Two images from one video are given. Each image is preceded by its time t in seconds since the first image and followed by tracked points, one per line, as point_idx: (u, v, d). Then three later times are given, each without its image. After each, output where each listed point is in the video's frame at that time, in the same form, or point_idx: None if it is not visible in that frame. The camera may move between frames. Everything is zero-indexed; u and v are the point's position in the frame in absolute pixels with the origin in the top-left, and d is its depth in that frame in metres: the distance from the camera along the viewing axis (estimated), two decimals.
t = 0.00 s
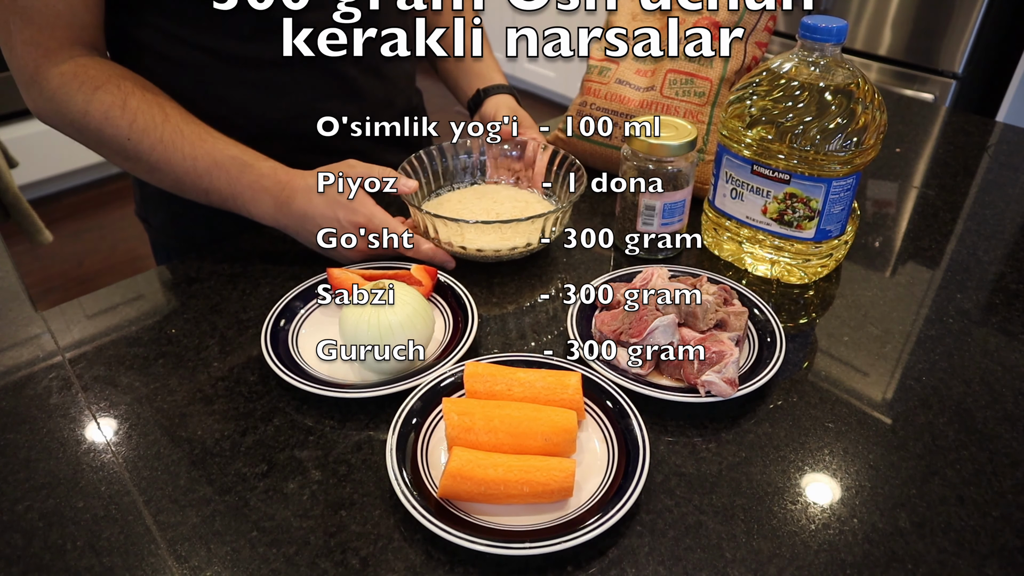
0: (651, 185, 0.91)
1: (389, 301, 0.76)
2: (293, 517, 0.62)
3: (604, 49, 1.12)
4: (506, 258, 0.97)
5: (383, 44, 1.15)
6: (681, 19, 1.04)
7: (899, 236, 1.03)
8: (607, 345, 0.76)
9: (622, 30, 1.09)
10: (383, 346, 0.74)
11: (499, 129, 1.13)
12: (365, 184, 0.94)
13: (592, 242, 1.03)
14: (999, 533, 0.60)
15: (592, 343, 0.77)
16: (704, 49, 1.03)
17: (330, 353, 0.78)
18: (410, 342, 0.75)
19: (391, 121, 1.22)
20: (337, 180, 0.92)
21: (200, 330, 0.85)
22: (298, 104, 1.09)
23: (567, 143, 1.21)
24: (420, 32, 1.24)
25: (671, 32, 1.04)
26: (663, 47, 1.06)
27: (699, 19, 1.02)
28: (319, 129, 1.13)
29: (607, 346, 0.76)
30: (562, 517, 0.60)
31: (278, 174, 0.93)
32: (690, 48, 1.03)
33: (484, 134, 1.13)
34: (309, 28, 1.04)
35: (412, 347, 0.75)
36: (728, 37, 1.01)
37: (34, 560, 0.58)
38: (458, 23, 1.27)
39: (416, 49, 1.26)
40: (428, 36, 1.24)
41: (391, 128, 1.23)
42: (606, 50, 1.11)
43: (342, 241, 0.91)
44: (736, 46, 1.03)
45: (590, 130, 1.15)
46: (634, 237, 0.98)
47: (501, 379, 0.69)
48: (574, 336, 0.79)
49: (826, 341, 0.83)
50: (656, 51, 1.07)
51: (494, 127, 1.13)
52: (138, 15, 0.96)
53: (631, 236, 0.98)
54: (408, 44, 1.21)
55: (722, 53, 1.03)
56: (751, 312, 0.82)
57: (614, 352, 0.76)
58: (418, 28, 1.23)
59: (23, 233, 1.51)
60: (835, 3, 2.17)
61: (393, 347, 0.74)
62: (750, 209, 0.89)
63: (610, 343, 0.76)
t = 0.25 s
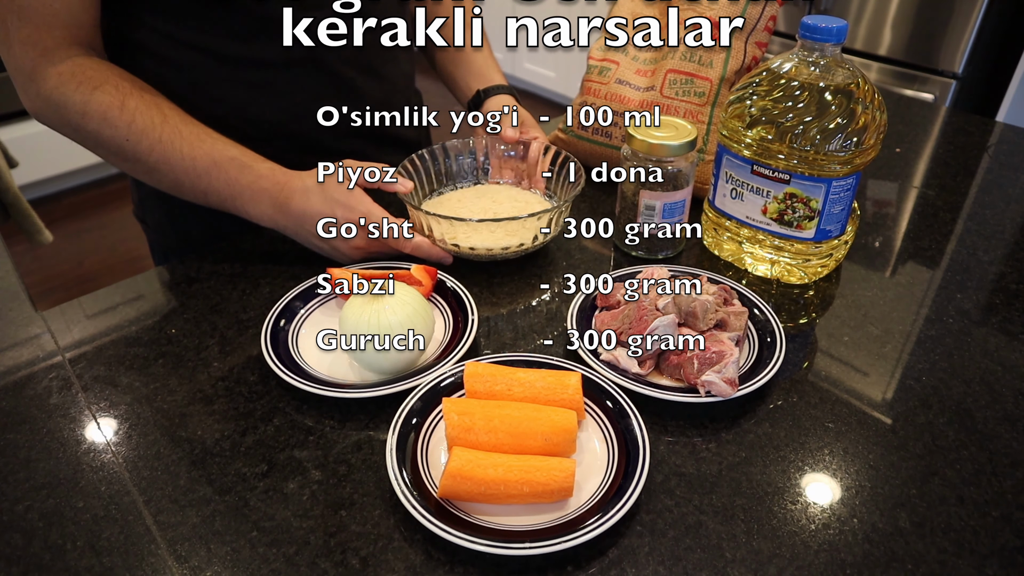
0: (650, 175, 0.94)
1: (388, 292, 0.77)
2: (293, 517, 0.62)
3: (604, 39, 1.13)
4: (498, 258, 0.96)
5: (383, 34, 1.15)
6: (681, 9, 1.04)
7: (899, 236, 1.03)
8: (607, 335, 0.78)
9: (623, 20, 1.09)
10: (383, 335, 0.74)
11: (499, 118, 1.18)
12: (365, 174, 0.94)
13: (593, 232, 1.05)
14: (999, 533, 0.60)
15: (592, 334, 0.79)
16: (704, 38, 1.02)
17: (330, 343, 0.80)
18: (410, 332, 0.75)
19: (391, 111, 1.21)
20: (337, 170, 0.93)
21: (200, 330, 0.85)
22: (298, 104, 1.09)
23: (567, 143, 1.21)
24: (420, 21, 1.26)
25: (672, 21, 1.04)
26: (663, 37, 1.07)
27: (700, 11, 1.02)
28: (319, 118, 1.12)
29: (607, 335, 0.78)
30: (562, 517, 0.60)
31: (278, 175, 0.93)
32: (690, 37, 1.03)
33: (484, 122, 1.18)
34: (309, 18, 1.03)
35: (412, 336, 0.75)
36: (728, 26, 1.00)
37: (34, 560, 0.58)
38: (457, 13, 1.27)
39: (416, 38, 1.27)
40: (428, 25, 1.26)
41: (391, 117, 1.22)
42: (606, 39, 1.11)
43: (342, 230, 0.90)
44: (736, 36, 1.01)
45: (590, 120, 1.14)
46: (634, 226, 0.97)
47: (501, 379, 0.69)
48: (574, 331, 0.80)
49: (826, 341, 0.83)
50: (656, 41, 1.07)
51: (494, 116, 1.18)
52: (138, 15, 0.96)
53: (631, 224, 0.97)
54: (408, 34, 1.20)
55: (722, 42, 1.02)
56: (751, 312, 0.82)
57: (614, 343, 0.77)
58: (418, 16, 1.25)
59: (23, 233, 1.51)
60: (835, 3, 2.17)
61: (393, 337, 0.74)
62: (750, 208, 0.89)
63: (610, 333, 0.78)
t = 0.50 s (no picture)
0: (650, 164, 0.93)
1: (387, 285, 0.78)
2: (293, 517, 0.62)
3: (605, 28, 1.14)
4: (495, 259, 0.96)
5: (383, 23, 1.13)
6: None
7: (899, 236, 1.03)
8: (608, 325, 0.78)
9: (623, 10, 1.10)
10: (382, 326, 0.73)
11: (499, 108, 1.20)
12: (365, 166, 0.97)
13: (592, 222, 1.08)
14: (999, 532, 0.60)
15: (592, 324, 0.80)
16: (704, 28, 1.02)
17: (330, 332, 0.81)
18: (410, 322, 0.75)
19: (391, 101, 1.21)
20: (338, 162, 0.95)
21: (200, 330, 0.85)
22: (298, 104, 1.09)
23: (567, 143, 1.21)
24: (420, 11, 1.26)
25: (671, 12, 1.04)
26: (663, 26, 1.07)
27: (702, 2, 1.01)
28: (319, 108, 1.12)
29: (608, 325, 0.78)
30: (562, 517, 0.59)
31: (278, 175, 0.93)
32: (690, 27, 1.02)
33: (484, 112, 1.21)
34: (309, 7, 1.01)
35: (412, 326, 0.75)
36: (728, 16, 1.00)
37: (34, 560, 0.58)
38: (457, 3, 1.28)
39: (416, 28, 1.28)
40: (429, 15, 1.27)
41: (391, 107, 1.22)
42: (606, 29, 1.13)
43: (342, 220, 0.90)
44: (736, 25, 1.01)
45: (590, 110, 1.14)
46: (634, 217, 0.97)
47: (501, 379, 0.69)
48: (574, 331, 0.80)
49: (826, 341, 0.83)
50: (656, 30, 1.08)
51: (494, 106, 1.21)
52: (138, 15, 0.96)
53: (631, 215, 0.97)
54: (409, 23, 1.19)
55: (722, 32, 1.01)
56: (751, 312, 0.82)
57: (615, 332, 0.78)
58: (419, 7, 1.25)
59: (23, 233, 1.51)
60: (835, 3, 2.17)
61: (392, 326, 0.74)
62: (750, 208, 0.89)
63: (610, 323, 0.78)
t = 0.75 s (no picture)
0: (651, 155, 0.87)
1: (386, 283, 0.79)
2: (293, 517, 0.62)
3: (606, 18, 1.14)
4: (495, 259, 0.96)
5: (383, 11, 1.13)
6: None
7: (899, 236, 1.03)
8: (608, 316, 0.80)
9: None
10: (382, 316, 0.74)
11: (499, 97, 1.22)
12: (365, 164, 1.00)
13: (592, 212, 1.11)
14: (999, 532, 0.60)
15: (591, 314, 0.81)
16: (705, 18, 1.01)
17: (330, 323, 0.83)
18: (410, 311, 0.75)
19: (391, 91, 1.21)
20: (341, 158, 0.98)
21: (200, 330, 0.85)
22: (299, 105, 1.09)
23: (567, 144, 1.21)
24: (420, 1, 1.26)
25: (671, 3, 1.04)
26: (662, 17, 1.07)
27: None
28: (319, 99, 1.11)
29: (608, 317, 0.80)
30: (562, 517, 0.60)
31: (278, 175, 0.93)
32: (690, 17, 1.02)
33: (484, 102, 1.22)
34: None
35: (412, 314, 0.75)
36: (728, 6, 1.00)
37: (33, 560, 0.58)
38: None
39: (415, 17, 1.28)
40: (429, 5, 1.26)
41: (391, 96, 1.21)
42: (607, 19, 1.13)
43: (342, 210, 0.90)
44: (736, 15, 1.00)
45: (590, 101, 1.14)
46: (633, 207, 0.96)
47: (501, 379, 0.69)
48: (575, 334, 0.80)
49: (826, 341, 0.83)
50: (656, 21, 1.07)
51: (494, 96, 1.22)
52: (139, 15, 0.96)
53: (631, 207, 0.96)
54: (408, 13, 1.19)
55: (722, 22, 1.01)
56: (751, 312, 0.82)
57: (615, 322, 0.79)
58: None
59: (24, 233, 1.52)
60: (835, 3, 2.17)
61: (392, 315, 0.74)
62: (750, 208, 0.89)
63: (610, 313, 0.80)
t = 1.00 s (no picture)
0: (651, 144, 0.86)
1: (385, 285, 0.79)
2: (293, 517, 0.62)
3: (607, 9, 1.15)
4: (495, 259, 0.96)
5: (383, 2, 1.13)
6: None
7: (899, 236, 1.03)
8: (608, 305, 0.81)
9: None
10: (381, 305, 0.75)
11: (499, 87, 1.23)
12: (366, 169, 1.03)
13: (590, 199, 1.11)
14: (999, 532, 0.60)
15: (591, 304, 0.82)
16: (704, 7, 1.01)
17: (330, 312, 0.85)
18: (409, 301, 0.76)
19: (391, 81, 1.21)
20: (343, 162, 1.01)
21: (200, 330, 0.85)
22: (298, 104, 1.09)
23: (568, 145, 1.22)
24: None
25: None
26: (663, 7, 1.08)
27: None
28: (319, 87, 1.10)
29: (608, 306, 0.81)
30: (562, 517, 0.60)
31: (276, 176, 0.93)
32: (690, 6, 1.02)
33: (484, 92, 1.23)
34: None
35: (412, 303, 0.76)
36: None
37: (34, 560, 0.58)
38: None
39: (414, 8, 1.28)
40: None
41: (391, 86, 1.21)
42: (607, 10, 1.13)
43: (341, 200, 0.90)
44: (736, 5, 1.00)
45: (590, 89, 1.13)
46: (633, 197, 0.95)
47: (501, 379, 0.69)
48: (574, 334, 0.80)
49: (826, 341, 0.83)
50: (657, 10, 1.09)
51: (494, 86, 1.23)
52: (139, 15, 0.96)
53: (631, 194, 0.95)
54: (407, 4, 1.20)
55: (722, 11, 1.01)
56: (751, 312, 0.82)
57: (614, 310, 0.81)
58: None
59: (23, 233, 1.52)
60: (835, 3, 2.17)
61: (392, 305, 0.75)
62: (750, 208, 0.89)
63: (609, 302, 0.81)
